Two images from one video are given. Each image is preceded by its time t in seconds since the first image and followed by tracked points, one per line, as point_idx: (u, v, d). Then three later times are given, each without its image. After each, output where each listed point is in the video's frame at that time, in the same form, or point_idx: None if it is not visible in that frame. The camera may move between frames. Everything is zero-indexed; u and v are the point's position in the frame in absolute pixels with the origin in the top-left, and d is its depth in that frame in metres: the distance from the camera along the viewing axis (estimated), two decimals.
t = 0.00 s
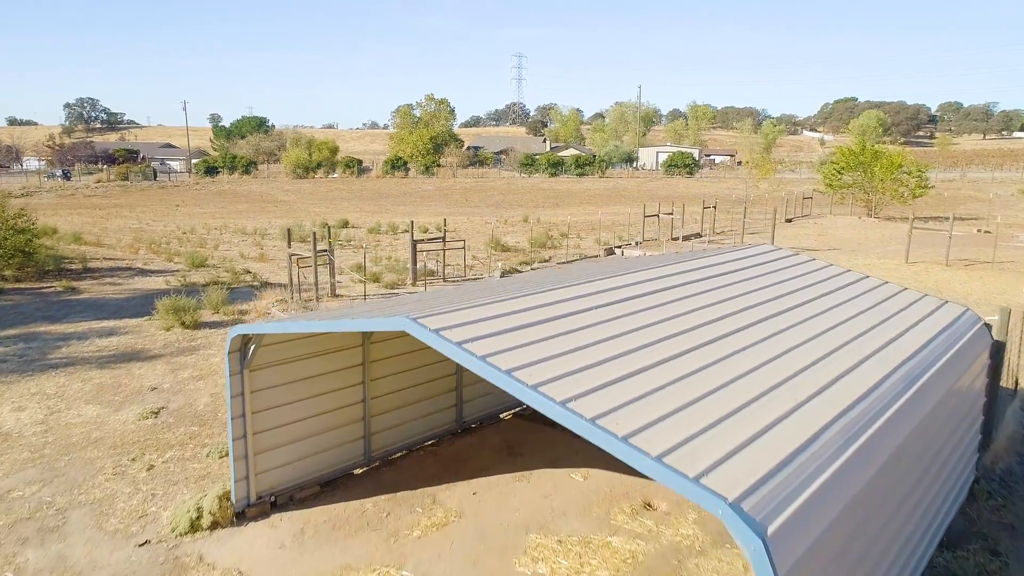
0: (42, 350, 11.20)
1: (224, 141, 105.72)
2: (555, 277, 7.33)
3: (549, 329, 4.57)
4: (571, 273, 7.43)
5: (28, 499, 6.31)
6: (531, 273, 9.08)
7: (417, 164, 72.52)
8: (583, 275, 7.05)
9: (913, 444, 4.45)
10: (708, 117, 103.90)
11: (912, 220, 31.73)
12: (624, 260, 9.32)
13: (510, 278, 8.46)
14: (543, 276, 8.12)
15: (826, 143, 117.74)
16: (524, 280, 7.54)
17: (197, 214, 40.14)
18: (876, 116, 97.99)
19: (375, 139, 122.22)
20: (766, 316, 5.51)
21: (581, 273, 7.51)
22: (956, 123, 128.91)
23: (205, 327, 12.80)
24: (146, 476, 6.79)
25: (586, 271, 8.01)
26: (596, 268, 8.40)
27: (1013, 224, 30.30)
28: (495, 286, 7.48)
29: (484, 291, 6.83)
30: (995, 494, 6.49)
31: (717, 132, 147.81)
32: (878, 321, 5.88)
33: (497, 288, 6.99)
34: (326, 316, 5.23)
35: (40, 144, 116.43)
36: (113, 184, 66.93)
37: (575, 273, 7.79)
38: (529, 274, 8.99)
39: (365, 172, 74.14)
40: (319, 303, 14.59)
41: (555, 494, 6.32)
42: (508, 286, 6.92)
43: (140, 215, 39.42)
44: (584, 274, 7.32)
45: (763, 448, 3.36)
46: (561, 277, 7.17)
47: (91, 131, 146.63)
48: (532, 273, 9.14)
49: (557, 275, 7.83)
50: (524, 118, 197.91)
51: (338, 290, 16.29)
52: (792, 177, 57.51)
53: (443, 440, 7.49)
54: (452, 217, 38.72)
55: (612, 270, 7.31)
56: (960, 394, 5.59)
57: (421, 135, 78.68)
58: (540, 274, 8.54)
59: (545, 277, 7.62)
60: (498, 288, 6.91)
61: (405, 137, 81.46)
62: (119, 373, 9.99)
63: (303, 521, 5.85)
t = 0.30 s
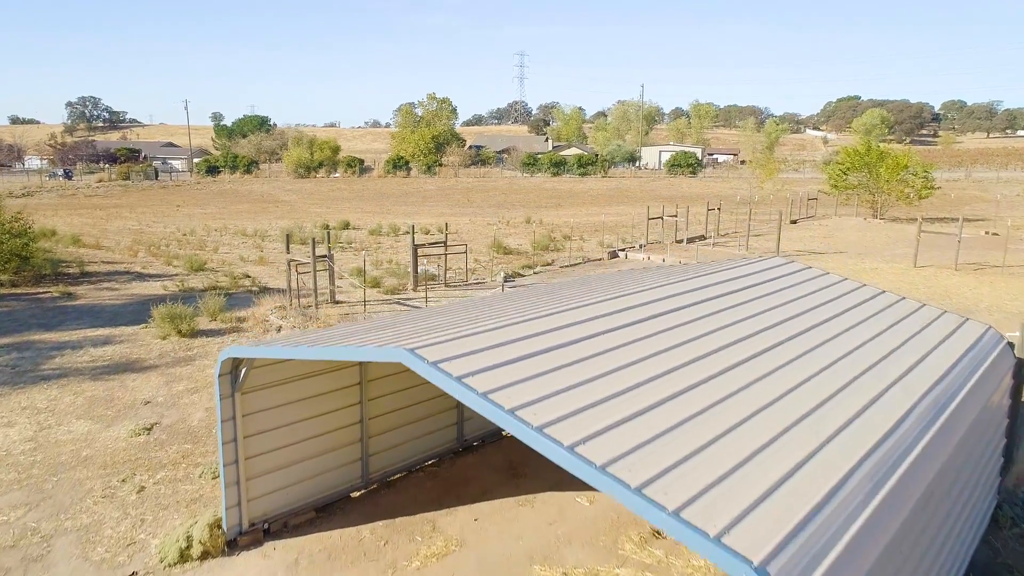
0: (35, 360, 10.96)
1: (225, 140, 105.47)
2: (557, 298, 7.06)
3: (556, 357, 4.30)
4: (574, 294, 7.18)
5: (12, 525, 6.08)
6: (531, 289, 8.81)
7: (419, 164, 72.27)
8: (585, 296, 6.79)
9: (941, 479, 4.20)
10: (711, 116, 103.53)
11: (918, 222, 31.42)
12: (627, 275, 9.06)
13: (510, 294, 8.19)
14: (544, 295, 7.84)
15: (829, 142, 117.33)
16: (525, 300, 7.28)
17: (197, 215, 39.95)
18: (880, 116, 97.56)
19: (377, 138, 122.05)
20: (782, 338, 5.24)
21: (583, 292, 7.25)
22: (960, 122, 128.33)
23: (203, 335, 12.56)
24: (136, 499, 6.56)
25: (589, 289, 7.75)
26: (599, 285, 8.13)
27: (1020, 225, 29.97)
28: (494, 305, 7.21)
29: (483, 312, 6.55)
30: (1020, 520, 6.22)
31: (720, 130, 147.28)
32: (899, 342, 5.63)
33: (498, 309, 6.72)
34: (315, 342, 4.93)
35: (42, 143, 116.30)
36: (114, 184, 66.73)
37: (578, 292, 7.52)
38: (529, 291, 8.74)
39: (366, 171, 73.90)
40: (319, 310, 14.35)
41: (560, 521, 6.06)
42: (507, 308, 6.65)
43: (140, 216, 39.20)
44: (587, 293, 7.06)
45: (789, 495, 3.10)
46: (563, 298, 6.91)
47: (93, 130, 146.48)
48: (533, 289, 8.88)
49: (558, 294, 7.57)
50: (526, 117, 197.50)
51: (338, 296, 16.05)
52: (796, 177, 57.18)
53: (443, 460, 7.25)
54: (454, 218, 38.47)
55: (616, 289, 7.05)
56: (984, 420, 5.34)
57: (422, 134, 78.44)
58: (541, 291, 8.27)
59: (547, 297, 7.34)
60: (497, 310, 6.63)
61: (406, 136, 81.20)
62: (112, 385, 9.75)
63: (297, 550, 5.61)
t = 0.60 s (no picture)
0: (38, 368, 10.83)
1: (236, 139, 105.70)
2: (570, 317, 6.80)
3: (571, 390, 4.03)
4: (586, 313, 6.91)
5: (7, 549, 5.90)
6: (542, 305, 8.56)
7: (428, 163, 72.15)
8: (600, 315, 6.51)
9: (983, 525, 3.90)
10: (721, 115, 102.88)
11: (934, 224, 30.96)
12: (640, 289, 8.79)
13: (520, 312, 7.92)
14: (556, 311, 7.57)
15: (841, 142, 116.40)
16: (537, 319, 6.99)
17: (207, 215, 39.95)
18: (894, 114, 96.51)
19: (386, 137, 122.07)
20: (811, 364, 4.95)
21: (597, 310, 6.98)
22: (974, 121, 127.01)
23: (208, 343, 12.39)
24: (135, 522, 6.37)
25: (602, 306, 7.46)
26: (611, 301, 7.88)
27: None
28: (505, 324, 6.93)
29: (495, 332, 6.27)
30: None
31: (731, 129, 146.45)
32: (932, 369, 5.33)
33: (509, 329, 6.44)
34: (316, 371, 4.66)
35: (54, 142, 116.98)
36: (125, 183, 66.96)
37: (591, 309, 7.23)
38: (538, 306, 8.48)
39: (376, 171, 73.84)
40: (326, 316, 14.17)
41: (572, 550, 5.82)
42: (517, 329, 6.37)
43: (150, 216, 39.22)
44: (601, 312, 6.77)
45: (824, 555, 2.83)
46: (576, 317, 6.63)
47: (105, 129, 147.27)
48: (543, 304, 8.62)
49: (571, 311, 7.29)
50: (535, 115, 197.12)
51: (345, 301, 15.86)
52: (808, 177, 56.62)
53: (450, 480, 7.04)
54: (463, 219, 38.30)
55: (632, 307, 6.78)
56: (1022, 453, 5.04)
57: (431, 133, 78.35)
58: (552, 307, 8.01)
59: (559, 315, 7.06)
60: (508, 331, 6.35)
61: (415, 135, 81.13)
62: (115, 397, 9.60)
63: None
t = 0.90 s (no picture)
0: (48, 377, 10.74)
1: (251, 138, 106.17)
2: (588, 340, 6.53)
3: (590, 430, 3.78)
4: (605, 335, 6.64)
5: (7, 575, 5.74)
6: (559, 322, 8.31)
7: (442, 162, 72.03)
8: (619, 339, 6.24)
9: None
10: (738, 113, 101.99)
11: (956, 227, 30.38)
12: (662, 305, 8.51)
13: (536, 329, 7.67)
14: (575, 330, 7.31)
15: (859, 141, 115.06)
16: (554, 341, 6.73)
17: (222, 215, 40.02)
18: (914, 113, 95.23)
19: (401, 136, 122.12)
20: (845, 397, 4.66)
21: (616, 332, 6.72)
22: (996, 120, 125.13)
23: (219, 351, 12.25)
24: (138, 545, 6.20)
25: (622, 326, 7.19)
26: (631, 321, 7.60)
27: None
28: (521, 345, 6.68)
29: (510, 356, 6.01)
30: None
31: (747, 127, 145.24)
32: (973, 400, 5.00)
33: (525, 352, 6.19)
34: (320, 403, 4.43)
35: (73, 141, 118.11)
36: (142, 182, 67.40)
37: (611, 330, 6.96)
38: (556, 324, 8.23)
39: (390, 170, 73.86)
40: (338, 322, 14.00)
41: None
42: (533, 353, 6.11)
43: (166, 216, 39.34)
44: (620, 335, 6.50)
45: None
46: (595, 340, 6.37)
47: (123, 127, 148.58)
48: (561, 321, 8.37)
49: (589, 333, 7.03)
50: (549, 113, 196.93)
51: (358, 307, 15.69)
52: (827, 177, 55.92)
53: (462, 502, 6.82)
54: (477, 221, 38.14)
55: (653, 329, 6.51)
56: None
57: (445, 132, 78.23)
58: (571, 326, 7.75)
59: (577, 337, 6.79)
60: (524, 354, 6.10)
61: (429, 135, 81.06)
62: (123, 408, 9.46)
63: None
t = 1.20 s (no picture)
0: (59, 386, 10.67)
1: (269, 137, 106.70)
2: (612, 362, 6.24)
3: (611, 479, 3.51)
4: (630, 359, 6.33)
5: None
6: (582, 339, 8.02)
7: (458, 162, 71.92)
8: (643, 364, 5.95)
9: None
10: (756, 112, 100.97)
11: (981, 232, 29.76)
12: (691, 322, 8.15)
13: (558, 347, 7.38)
14: (598, 350, 7.00)
15: (880, 139, 113.55)
16: (576, 362, 6.43)
17: (238, 216, 40.11)
18: (937, 111, 93.59)
19: (417, 134, 122.21)
20: (883, 443, 4.36)
21: (641, 356, 6.40)
22: (1020, 118, 122.97)
23: (231, 360, 12.13)
24: (142, 571, 6.05)
25: (647, 347, 6.89)
26: (657, 340, 7.27)
27: None
28: (542, 366, 6.39)
29: (528, 381, 5.73)
30: None
31: (765, 126, 143.85)
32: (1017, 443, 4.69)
33: (543, 377, 5.90)
34: (324, 440, 4.20)
35: (93, 139, 119.29)
36: (160, 180, 67.91)
37: (636, 352, 6.65)
38: (580, 340, 7.93)
39: (406, 169, 73.87)
40: (352, 331, 13.84)
41: None
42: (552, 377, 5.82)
43: (183, 217, 39.50)
44: (644, 360, 6.19)
45: None
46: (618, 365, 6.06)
47: (142, 126, 149.94)
48: (585, 337, 8.07)
49: (613, 353, 6.72)
50: (565, 112, 196.30)
51: (371, 313, 15.52)
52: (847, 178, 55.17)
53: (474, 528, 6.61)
54: (493, 222, 37.95)
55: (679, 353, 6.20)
56: None
57: (461, 131, 78.09)
58: (594, 343, 7.44)
59: (599, 359, 6.48)
60: (544, 379, 5.81)
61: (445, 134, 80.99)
62: (133, 421, 9.36)
63: None
